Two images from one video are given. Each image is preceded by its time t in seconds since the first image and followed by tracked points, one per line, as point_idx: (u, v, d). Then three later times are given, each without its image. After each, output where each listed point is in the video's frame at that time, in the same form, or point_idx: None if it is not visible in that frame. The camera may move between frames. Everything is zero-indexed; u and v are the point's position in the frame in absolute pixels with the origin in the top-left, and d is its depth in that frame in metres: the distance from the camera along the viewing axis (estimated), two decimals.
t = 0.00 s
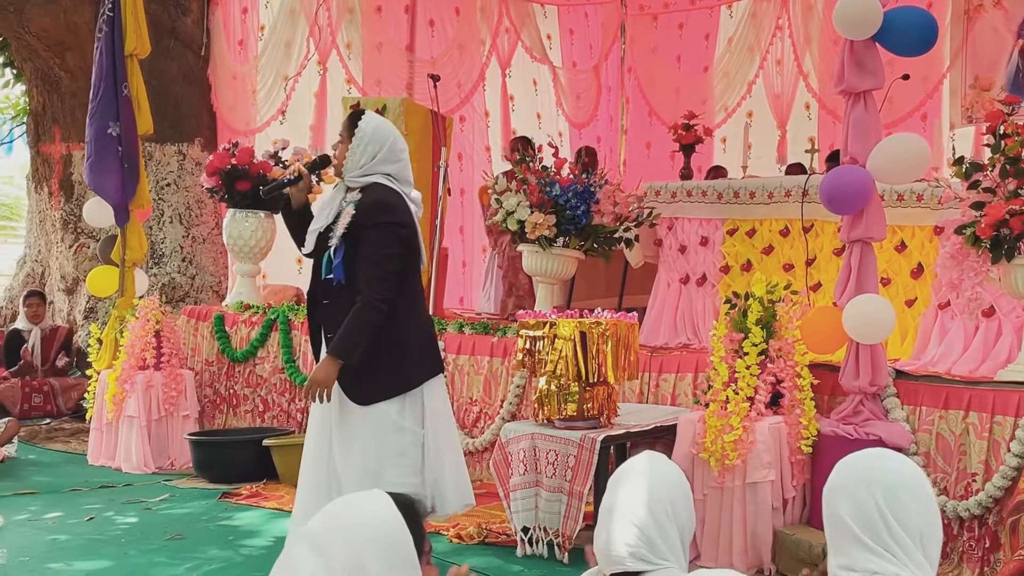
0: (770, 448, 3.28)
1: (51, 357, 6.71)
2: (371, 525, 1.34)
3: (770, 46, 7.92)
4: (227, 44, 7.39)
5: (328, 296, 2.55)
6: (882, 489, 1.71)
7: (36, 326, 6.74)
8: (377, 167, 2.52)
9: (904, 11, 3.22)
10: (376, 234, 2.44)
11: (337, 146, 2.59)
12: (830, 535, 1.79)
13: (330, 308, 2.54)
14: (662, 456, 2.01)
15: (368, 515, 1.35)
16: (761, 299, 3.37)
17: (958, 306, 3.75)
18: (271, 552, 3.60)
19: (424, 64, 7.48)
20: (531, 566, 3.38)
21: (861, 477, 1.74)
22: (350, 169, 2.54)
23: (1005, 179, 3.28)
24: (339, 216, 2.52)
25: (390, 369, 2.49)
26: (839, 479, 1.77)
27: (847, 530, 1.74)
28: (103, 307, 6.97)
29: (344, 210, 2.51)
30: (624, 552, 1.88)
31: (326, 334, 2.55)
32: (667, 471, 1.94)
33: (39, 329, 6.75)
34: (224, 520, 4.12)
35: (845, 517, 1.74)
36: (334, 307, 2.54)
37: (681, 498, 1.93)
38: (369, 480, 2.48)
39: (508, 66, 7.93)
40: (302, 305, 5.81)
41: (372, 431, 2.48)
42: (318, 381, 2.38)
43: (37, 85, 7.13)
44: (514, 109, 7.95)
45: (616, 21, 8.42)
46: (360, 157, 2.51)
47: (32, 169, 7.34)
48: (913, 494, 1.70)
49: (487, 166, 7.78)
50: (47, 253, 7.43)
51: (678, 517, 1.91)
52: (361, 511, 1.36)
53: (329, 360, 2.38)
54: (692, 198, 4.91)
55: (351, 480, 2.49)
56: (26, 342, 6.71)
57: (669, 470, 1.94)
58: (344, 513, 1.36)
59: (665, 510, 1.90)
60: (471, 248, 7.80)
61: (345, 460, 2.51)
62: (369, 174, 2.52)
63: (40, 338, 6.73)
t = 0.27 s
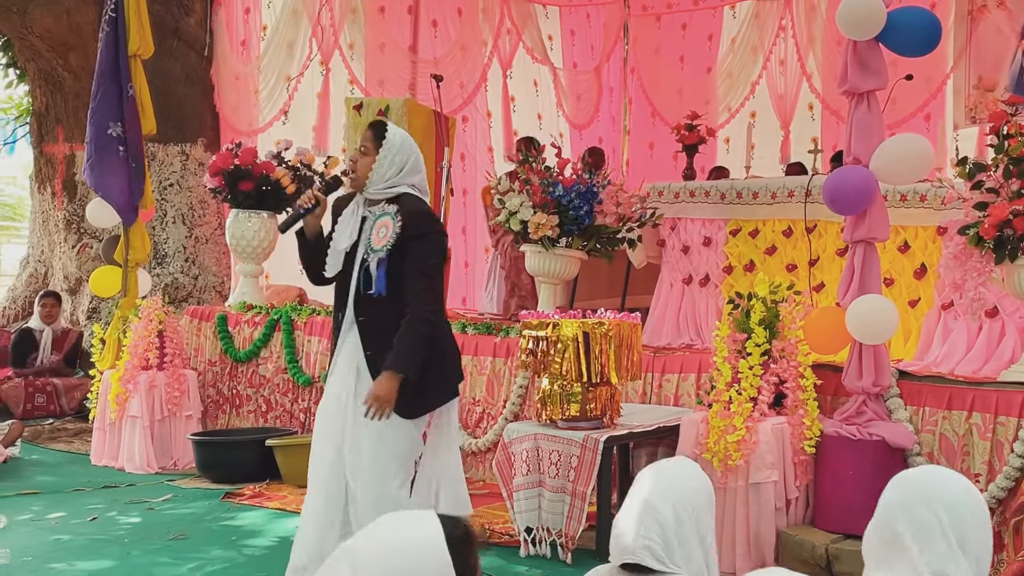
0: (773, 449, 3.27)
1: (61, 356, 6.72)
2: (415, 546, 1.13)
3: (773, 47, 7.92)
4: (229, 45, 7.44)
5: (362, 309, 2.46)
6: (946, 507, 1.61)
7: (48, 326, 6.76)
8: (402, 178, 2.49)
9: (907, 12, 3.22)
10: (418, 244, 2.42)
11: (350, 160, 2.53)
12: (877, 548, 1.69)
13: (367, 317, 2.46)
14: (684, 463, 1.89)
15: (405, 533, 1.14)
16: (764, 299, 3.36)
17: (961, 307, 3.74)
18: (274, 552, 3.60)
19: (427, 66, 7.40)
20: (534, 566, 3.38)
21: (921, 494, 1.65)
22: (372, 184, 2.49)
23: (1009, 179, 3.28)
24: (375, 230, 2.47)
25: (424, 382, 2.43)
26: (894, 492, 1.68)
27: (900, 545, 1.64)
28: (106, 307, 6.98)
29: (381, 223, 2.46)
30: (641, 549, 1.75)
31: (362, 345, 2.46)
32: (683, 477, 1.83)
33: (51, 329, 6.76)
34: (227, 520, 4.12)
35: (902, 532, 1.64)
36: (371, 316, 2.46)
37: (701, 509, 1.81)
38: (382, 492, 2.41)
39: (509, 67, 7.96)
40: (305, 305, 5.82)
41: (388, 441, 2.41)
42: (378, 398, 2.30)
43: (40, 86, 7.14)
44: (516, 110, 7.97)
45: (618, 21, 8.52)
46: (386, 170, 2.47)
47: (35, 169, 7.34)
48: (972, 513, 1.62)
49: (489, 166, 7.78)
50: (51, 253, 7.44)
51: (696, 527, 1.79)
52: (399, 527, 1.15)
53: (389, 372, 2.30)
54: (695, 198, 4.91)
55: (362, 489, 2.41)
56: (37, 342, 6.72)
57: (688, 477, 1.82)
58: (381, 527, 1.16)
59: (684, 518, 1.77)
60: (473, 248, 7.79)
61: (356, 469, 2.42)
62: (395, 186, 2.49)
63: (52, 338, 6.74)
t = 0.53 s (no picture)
0: (774, 449, 3.26)
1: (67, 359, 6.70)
2: (455, 573, 0.98)
3: (775, 48, 7.92)
4: (230, 44, 7.41)
5: (383, 293, 2.55)
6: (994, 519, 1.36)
7: (56, 329, 6.73)
8: (428, 164, 2.62)
9: (909, 13, 3.22)
10: (451, 230, 2.56)
11: (374, 141, 2.62)
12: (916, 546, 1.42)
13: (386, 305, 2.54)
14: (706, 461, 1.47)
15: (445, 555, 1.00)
16: (765, 299, 3.37)
17: (963, 308, 3.73)
18: (276, 552, 3.60)
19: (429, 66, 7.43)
20: (536, 567, 3.38)
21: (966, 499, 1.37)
22: (399, 166, 2.60)
23: (1010, 180, 3.28)
24: (399, 209, 2.56)
25: (445, 371, 2.59)
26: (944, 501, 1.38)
27: (950, 557, 1.37)
28: (108, 308, 6.99)
29: (408, 203, 2.56)
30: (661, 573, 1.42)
31: (383, 330, 2.53)
32: (703, 479, 1.43)
33: (57, 332, 6.72)
34: (228, 520, 4.12)
35: (951, 543, 1.37)
36: (394, 305, 2.54)
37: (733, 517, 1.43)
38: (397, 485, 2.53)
39: (509, 69, 7.97)
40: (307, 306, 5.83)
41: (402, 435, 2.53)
42: (454, 388, 2.50)
43: (42, 87, 7.14)
44: (515, 111, 8.00)
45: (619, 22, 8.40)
46: (415, 152, 2.59)
47: (37, 170, 7.35)
48: None
49: (491, 167, 7.78)
50: (52, 254, 7.44)
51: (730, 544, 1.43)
52: (436, 548, 1.00)
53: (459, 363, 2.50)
54: (696, 199, 4.92)
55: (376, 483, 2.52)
56: (44, 343, 6.69)
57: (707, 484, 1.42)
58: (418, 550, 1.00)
59: (716, 532, 1.41)
60: (474, 249, 7.79)
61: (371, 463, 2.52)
62: (420, 170, 2.61)
63: (58, 341, 6.71)
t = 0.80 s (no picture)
0: (775, 450, 3.25)
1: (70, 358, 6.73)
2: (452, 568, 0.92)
3: (776, 48, 7.92)
4: (231, 44, 7.43)
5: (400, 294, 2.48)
6: None
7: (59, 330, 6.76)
8: (438, 166, 2.58)
9: (910, 13, 3.22)
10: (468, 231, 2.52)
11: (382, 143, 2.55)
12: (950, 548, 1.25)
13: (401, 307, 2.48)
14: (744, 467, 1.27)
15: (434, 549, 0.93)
16: (767, 300, 3.37)
17: (964, 308, 3.73)
18: (277, 553, 3.60)
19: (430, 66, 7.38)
20: (538, 568, 3.37)
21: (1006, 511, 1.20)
22: (410, 168, 2.54)
23: (1012, 180, 3.27)
24: (414, 213, 2.50)
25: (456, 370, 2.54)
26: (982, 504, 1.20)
27: (986, 563, 1.20)
28: (110, 308, 6.99)
29: (424, 207, 2.50)
30: None
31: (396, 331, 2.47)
32: (729, 485, 1.24)
33: (60, 332, 6.77)
34: (229, 521, 4.12)
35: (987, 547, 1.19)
36: (411, 307, 2.48)
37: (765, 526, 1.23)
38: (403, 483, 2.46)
39: (509, 69, 7.96)
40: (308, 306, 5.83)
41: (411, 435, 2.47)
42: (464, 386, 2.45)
43: (43, 87, 7.14)
44: (515, 111, 8.01)
45: (620, 22, 8.36)
46: (426, 154, 2.54)
47: (38, 171, 7.35)
48: None
49: (491, 167, 7.78)
50: (53, 254, 7.45)
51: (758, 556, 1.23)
52: (428, 541, 0.95)
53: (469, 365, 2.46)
54: (697, 199, 4.91)
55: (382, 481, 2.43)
56: (45, 343, 6.72)
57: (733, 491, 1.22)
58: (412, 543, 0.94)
59: (746, 541, 1.22)
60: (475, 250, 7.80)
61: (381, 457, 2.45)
62: (431, 173, 2.56)
63: (59, 340, 6.75)
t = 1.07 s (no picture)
0: (778, 450, 3.26)
1: (70, 360, 6.74)
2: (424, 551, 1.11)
3: (779, 48, 7.92)
4: (234, 45, 7.40)
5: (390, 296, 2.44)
6: None
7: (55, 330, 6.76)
8: (433, 168, 2.55)
9: (913, 14, 3.21)
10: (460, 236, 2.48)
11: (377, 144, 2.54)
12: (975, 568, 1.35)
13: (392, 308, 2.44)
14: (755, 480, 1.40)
15: (415, 535, 1.12)
16: (769, 301, 3.38)
17: (967, 308, 3.72)
18: (280, 554, 3.60)
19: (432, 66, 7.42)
20: (540, 568, 3.37)
21: None
22: (404, 169, 2.52)
23: (1014, 180, 3.27)
24: (406, 215, 2.47)
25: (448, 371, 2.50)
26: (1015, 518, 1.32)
27: None
28: (112, 308, 7.01)
29: (415, 209, 2.47)
30: None
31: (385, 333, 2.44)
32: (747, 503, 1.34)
33: (58, 333, 6.77)
34: (231, 521, 4.12)
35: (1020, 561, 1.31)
36: (401, 307, 2.45)
37: (777, 541, 1.34)
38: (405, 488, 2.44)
39: (511, 70, 7.97)
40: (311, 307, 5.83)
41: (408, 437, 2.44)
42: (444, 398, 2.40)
43: (45, 88, 7.15)
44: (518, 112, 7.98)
45: (622, 23, 8.46)
46: (420, 155, 2.51)
47: (41, 171, 7.36)
48: None
49: (493, 168, 7.78)
50: (56, 255, 7.45)
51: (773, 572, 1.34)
52: (401, 531, 1.13)
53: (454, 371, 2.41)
54: (700, 200, 4.91)
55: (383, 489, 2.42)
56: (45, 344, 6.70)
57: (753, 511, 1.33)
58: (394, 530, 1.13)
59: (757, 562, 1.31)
60: (477, 251, 7.81)
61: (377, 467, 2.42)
62: (424, 175, 2.53)
63: (58, 341, 6.73)
